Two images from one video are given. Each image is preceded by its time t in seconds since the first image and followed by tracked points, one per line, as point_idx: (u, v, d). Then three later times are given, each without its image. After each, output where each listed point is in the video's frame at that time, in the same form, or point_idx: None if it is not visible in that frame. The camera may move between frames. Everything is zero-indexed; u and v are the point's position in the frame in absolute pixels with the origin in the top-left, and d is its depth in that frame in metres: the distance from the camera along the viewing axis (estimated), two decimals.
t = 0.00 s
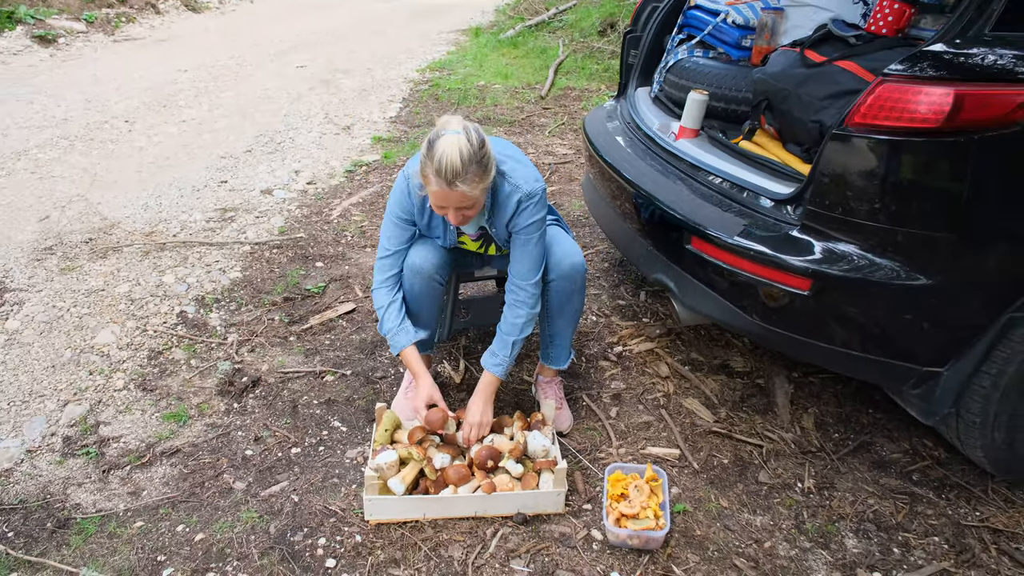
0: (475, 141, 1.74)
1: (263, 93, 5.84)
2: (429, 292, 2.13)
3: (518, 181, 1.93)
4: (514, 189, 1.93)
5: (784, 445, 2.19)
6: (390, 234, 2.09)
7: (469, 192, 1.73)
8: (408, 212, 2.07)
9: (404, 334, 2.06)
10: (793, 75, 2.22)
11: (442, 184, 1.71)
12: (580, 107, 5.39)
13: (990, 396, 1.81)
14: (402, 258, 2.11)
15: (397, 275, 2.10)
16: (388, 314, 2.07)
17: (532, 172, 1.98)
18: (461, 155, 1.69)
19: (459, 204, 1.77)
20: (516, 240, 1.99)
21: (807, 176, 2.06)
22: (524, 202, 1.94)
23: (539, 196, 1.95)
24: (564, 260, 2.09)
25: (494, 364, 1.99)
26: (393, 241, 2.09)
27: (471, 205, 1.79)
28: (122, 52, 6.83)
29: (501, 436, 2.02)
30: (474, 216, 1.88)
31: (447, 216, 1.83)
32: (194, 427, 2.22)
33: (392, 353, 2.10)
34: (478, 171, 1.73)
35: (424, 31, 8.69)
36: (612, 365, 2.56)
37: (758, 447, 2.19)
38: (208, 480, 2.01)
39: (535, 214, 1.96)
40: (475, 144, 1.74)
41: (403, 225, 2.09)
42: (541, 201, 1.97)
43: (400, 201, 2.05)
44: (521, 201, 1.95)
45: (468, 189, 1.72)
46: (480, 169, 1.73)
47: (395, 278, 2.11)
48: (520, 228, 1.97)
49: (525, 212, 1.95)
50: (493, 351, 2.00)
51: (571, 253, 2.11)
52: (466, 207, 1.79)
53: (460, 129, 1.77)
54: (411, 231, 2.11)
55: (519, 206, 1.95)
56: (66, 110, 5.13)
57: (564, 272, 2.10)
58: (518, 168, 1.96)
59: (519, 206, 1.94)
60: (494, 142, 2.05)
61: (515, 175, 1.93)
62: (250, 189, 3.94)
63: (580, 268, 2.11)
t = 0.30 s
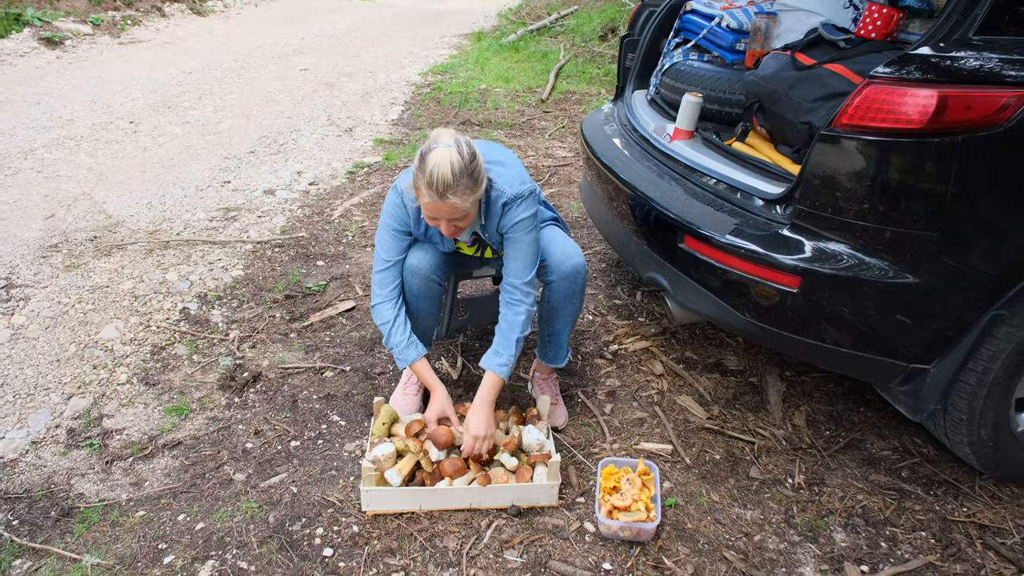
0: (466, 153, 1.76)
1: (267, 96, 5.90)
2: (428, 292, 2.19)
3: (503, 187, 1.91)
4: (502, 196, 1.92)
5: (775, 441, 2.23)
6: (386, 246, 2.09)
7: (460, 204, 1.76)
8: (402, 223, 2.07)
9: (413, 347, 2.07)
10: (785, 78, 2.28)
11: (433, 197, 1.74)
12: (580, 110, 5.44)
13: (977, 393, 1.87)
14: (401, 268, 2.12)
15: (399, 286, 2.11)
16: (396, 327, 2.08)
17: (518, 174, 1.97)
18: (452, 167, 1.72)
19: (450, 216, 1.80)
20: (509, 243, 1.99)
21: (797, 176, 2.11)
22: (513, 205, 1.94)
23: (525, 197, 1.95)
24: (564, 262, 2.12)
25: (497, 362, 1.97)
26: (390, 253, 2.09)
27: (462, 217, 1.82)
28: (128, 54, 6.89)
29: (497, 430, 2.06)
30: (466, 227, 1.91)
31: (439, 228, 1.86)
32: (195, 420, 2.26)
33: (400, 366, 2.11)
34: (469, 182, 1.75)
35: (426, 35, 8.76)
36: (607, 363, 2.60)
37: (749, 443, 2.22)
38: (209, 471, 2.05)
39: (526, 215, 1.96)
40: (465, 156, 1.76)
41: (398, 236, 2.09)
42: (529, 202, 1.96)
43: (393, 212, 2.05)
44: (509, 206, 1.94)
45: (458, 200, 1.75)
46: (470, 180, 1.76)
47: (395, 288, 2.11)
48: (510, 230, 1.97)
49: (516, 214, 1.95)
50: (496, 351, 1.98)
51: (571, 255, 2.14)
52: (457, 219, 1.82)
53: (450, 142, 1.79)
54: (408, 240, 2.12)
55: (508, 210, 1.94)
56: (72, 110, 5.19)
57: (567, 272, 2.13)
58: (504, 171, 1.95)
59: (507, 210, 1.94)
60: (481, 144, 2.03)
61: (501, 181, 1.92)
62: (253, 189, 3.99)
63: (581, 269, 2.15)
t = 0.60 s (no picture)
0: (463, 164, 1.78)
1: (273, 94, 5.94)
2: (419, 283, 2.18)
3: (495, 203, 1.94)
4: (493, 208, 1.94)
5: (774, 435, 2.24)
6: (379, 239, 2.13)
7: (456, 214, 1.79)
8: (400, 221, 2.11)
9: (396, 329, 2.09)
10: (784, 74, 2.30)
11: (429, 207, 1.77)
12: (584, 109, 5.46)
13: (974, 386, 1.89)
14: (392, 259, 2.15)
15: (388, 277, 2.15)
16: (378, 312, 2.12)
17: (515, 191, 1.97)
18: (448, 177, 1.74)
19: (446, 226, 1.82)
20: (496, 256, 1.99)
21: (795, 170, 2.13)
22: (504, 220, 1.95)
23: (518, 217, 1.95)
24: (576, 257, 2.15)
25: (472, 381, 1.95)
26: (383, 246, 2.13)
27: (458, 227, 1.84)
28: (135, 53, 6.94)
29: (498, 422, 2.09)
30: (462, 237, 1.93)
31: (436, 236, 1.89)
32: (201, 411, 2.29)
33: (386, 348, 2.13)
34: (464, 194, 1.77)
35: (432, 35, 8.79)
36: (609, 358, 2.61)
37: (749, 437, 2.24)
38: (214, 462, 2.08)
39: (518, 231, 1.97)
40: (462, 167, 1.79)
41: (393, 230, 2.13)
42: (521, 220, 1.97)
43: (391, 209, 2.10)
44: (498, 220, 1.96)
45: (453, 211, 1.77)
46: (466, 191, 1.78)
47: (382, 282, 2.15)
48: (497, 244, 1.98)
49: (505, 229, 1.96)
50: (471, 369, 1.95)
51: (583, 249, 2.16)
52: (454, 228, 1.84)
53: (448, 152, 1.82)
54: (403, 235, 2.16)
55: (497, 223, 1.96)
56: (81, 108, 5.23)
57: (577, 268, 2.15)
58: (500, 186, 1.97)
59: (497, 224, 1.96)
60: (485, 154, 2.07)
61: (495, 196, 1.94)
62: (258, 186, 4.02)
63: (590, 265, 2.17)
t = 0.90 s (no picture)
0: (455, 159, 1.81)
1: (274, 100, 5.98)
2: (416, 282, 2.20)
3: (490, 203, 1.96)
4: (487, 208, 1.96)
5: (772, 434, 2.25)
6: (376, 238, 2.16)
7: (449, 209, 1.80)
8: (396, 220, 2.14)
9: (390, 326, 2.12)
10: (780, 75, 2.31)
11: (422, 201, 1.79)
12: (583, 114, 5.50)
13: (969, 385, 1.90)
14: (388, 258, 2.17)
15: (385, 277, 2.18)
16: (374, 308, 2.15)
17: (509, 191, 2.00)
18: (441, 172, 1.76)
19: (439, 221, 1.83)
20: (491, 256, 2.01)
21: (791, 171, 2.14)
22: (497, 219, 1.97)
23: (512, 216, 1.97)
24: (567, 258, 2.16)
25: (470, 379, 1.96)
26: (379, 245, 2.16)
27: (450, 223, 1.85)
28: (138, 61, 6.99)
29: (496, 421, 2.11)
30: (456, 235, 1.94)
31: (429, 233, 1.90)
32: (201, 412, 2.30)
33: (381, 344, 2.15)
34: (456, 189, 1.79)
35: (432, 42, 8.84)
36: (607, 359, 2.63)
37: (746, 436, 2.25)
38: (214, 462, 2.09)
39: (512, 230, 1.98)
40: (455, 163, 1.81)
41: (389, 230, 2.17)
42: (516, 220, 1.98)
43: (387, 209, 2.13)
44: (492, 220, 1.98)
45: (446, 206, 1.79)
46: (459, 187, 1.80)
47: (378, 280, 2.17)
48: (492, 244, 2.00)
49: (499, 227, 1.97)
50: (468, 367, 1.96)
51: (576, 250, 2.18)
52: (446, 224, 1.85)
53: (442, 149, 1.85)
54: (399, 235, 2.19)
55: (491, 223, 1.98)
56: (83, 115, 5.27)
57: (570, 269, 2.16)
58: (494, 187, 1.99)
59: (491, 224, 1.98)
60: (481, 155, 2.09)
61: (489, 197, 1.97)
62: (259, 191, 4.04)
63: (584, 265, 2.17)
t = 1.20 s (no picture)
0: (445, 130, 1.82)
1: (271, 103, 5.99)
2: (416, 277, 2.20)
3: (487, 177, 1.98)
4: (485, 181, 1.97)
5: (768, 426, 2.26)
6: (375, 231, 2.15)
7: (443, 180, 1.80)
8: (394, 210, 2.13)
9: (384, 312, 2.07)
10: (771, 69, 2.34)
11: (417, 173, 1.79)
12: (580, 112, 5.51)
13: (963, 372, 1.91)
14: (389, 250, 2.16)
15: (385, 269, 2.16)
16: (369, 297, 2.11)
17: (504, 164, 2.03)
18: (435, 144, 1.77)
19: (434, 194, 1.83)
20: (497, 229, 2.02)
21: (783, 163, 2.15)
22: (497, 191, 1.98)
23: (510, 186, 2.00)
24: (555, 249, 2.15)
25: (491, 337, 1.94)
26: (378, 237, 2.15)
27: (445, 195, 1.84)
28: (134, 65, 7.00)
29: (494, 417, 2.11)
30: (451, 210, 1.93)
31: (423, 209, 1.88)
32: (200, 413, 2.31)
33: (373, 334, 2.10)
34: (451, 159, 1.80)
35: (428, 43, 8.85)
36: (604, 354, 2.63)
37: (743, 429, 2.25)
38: (214, 461, 2.10)
39: (512, 201, 2.00)
40: (448, 135, 1.82)
41: (387, 222, 2.16)
42: (514, 189, 2.01)
43: (383, 200, 2.13)
44: (492, 193, 1.99)
45: (442, 175, 1.79)
46: (453, 157, 1.81)
47: (381, 272, 2.15)
48: (496, 218, 2.01)
49: (500, 200, 1.99)
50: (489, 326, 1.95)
51: (563, 241, 2.17)
52: (441, 197, 1.84)
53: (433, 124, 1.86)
54: (397, 227, 2.18)
55: (492, 196, 1.99)
56: (80, 120, 5.28)
57: (558, 260, 2.16)
58: (488, 161, 2.01)
59: (492, 197, 1.99)
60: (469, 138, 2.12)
61: (485, 169, 1.98)
62: (256, 193, 4.05)
63: (572, 256, 2.18)
